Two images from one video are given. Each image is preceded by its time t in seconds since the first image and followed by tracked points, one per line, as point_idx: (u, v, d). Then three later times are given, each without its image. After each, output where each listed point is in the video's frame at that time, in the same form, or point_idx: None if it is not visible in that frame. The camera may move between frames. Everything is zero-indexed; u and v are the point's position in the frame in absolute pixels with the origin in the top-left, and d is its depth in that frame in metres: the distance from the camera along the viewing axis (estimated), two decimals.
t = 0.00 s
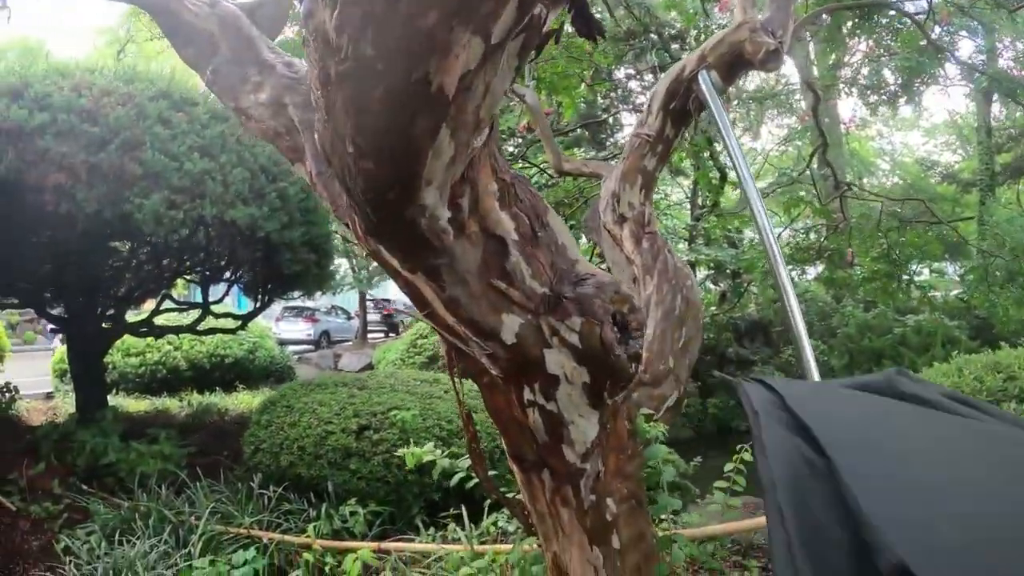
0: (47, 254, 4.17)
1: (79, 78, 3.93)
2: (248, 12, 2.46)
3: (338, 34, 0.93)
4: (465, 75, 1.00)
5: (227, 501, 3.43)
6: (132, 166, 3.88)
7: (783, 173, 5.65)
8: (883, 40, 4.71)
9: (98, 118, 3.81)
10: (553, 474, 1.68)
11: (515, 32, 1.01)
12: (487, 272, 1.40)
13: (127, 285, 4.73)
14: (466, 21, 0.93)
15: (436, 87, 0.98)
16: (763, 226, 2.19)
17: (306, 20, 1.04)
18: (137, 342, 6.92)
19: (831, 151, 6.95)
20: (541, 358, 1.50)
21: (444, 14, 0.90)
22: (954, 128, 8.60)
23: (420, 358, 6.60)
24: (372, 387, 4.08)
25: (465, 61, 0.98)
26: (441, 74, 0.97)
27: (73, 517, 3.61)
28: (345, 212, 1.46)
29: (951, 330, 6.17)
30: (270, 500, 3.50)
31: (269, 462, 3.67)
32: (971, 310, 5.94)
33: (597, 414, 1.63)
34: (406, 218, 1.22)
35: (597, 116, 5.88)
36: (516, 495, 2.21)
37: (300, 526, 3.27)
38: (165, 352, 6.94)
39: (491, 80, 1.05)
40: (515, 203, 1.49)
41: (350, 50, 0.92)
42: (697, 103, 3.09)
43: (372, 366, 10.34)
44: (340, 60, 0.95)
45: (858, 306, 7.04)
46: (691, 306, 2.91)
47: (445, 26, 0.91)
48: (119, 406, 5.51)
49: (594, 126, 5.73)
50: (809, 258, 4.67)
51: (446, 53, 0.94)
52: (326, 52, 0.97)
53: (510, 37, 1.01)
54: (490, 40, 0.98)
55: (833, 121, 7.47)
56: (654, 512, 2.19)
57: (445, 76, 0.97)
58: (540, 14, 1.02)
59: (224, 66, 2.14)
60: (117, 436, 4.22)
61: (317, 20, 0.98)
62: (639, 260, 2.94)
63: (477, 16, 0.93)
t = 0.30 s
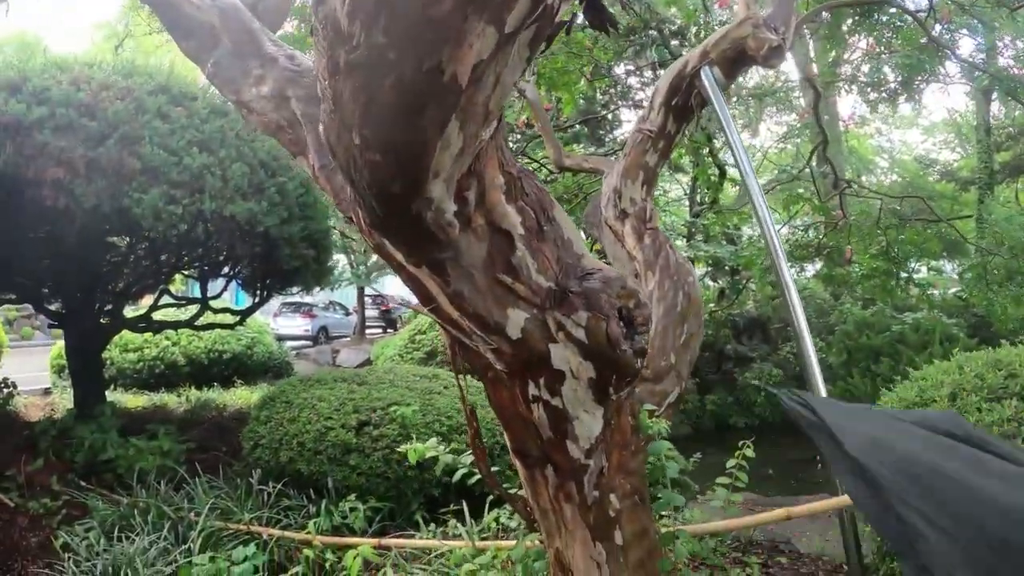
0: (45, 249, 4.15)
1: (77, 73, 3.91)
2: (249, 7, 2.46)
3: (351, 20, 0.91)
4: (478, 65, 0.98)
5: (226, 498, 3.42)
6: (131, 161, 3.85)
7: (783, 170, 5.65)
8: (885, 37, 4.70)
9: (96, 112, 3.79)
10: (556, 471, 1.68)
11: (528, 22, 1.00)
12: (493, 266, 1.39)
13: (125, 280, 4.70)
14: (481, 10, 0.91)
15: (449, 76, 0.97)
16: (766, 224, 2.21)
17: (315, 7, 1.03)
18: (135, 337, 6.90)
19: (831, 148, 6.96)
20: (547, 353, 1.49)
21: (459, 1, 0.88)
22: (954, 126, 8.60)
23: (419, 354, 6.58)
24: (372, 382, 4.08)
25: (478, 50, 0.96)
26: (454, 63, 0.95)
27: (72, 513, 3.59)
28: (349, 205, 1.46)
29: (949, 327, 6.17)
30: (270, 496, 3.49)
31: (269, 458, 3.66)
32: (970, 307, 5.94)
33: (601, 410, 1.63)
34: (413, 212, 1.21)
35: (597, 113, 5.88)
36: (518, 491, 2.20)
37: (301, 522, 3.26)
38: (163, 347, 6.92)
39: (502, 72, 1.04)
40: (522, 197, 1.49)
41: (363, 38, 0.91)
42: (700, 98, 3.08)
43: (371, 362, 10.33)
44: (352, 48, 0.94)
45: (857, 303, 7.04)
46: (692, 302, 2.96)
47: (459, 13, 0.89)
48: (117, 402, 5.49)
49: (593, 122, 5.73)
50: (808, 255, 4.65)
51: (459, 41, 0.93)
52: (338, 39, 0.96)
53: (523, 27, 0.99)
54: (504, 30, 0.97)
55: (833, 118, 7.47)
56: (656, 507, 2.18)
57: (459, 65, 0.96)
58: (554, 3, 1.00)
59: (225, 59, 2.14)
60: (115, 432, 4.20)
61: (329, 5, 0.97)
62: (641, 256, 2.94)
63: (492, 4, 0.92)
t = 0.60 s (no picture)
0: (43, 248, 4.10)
1: (76, 70, 3.86)
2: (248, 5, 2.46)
3: (362, 24, 0.90)
4: (491, 70, 0.98)
5: (227, 498, 3.42)
6: (130, 159, 3.74)
7: (784, 170, 5.63)
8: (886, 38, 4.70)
9: (95, 110, 3.70)
10: (560, 474, 1.68)
11: (542, 28, 0.99)
12: (500, 269, 1.41)
13: (124, 278, 4.67)
14: (496, 16, 0.90)
15: (461, 81, 0.96)
16: (767, 222, 2.16)
17: (324, 8, 1.02)
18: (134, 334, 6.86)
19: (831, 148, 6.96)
20: (553, 357, 1.49)
21: (474, 6, 0.87)
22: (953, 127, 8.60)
23: (418, 352, 6.56)
24: (371, 381, 4.08)
25: (491, 55, 0.95)
26: (467, 69, 0.95)
27: (71, 513, 3.58)
28: (354, 206, 1.46)
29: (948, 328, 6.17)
30: (270, 495, 3.48)
31: (268, 458, 3.59)
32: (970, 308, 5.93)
33: (607, 414, 1.63)
34: (420, 215, 1.22)
35: (597, 112, 5.86)
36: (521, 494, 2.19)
37: (302, 522, 3.26)
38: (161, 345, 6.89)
39: (512, 77, 1.04)
40: (528, 201, 1.52)
41: (375, 42, 0.91)
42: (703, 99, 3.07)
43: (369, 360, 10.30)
44: (363, 52, 0.93)
45: (855, 303, 7.04)
46: (694, 303, 2.96)
47: (472, 19, 0.88)
48: (116, 400, 5.46)
49: (593, 121, 5.72)
50: (808, 255, 4.54)
51: (472, 47, 0.92)
52: (347, 42, 0.95)
53: (537, 33, 0.98)
54: (518, 37, 0.96)
55: (833, 118, 7.47)
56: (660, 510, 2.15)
57: (472, 72, 0.96)
58: (568, 8, 0.99)
59: (226, 56, 2.13)
60: (114, 432, 4.17)
61: (337, 7, 0.95)
62: (643, 257, 2.96)
63: (508, 11, 0.90)
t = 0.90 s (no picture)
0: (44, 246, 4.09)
1: (77, 67, 3.85)
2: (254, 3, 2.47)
3: (383, 21, 0.90)
4: (509, 70, 0.98)
5: (228, 497, 3.41)
6: (131, 157, 3.74)
7: (785, 171, 5.64)
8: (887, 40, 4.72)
9: (97, 108, 3.69)
10: (567, 474, 1.68)
11: (560, 27, 0.99)
12: (509, 269, 1.41)
13: (124, 277, 4.66)
14: (516, 15, 0.91)
15: (480, 80, 0.96)
16: (771, 223, 2.14)
17: (340, 5, 1.02)
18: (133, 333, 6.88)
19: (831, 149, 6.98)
20: (561, 357, 1.49)
21: (496, 5, 0.87)
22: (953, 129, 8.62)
23: (418, 352, 6.55)
24: (372, 381, 4.08)
25: (511, 54, 0.95)
26: (486, 67, 0.95)
27: (72, 513, 3.57)
28: (363, 206, 1.46)
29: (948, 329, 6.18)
30: (272, 495, 3.48)
31: (269, 457, 3.59)
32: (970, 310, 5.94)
33: (614, 414, 1.63)
34: (430, 213, 1.23)
35: (598, 112, 5.87)
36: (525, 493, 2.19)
37: (304, 522, 3.25)
38: (161, 344, 6.88)
39: (527, 77, 1.05)
40: (537, 202, 1.52)
41: (396, 40, 0.91)
42: (706, 100, 3.06)
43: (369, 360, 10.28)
44: (382, 50, 0.93)
45: (855, 305, 7.05)
46: (698, 304, 2.94)
47: (494, 18, 0.88)
48: (116, 399, 5.44)
49: (594, 121, 5.73)
50: (808, 256, 4.56)
51: (492, 46, 0.92)
52: (365, 39, 0.95)
53: (555, 33, 0.98)
54: (537, 36, 0.97)
55: (834, 120, 7.49)
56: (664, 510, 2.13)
57: (491, 71, 0.96)
58: (586, 9, 0.99)
59: (232, 54, 2.13)
60: (114, 431, 4.16)
61: (357, 5, 0.96)
62: (646, 258, 2.93)
63: (527, 10, 0.91)
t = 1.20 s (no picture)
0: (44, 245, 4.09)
1: (78, 65, 3.85)
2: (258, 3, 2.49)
3: (397, 23, 0.91)
4: (520, 71, 0.99)
5: (228, 496, 3.41)
6: (132, 156, 3.73)
7: (785, 172, 5.65)
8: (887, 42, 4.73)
9: (98, 107, 3.69)
10: (569, 474, 1.69)
11: (571, 30, 1.00)
12: (514, 269, 1.42)
13: (124, 275, 4.66)
14: (528, 17, 0.91)
15: (491, 81, 0.97)
16: (772, 224, 2.13)
17: (351, 5, 1.03)
18: (133, 332, 6.89)
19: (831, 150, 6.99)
20: (566, 357, 1.50)
21: (508, 7, 0.88)
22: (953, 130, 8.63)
23: (418, 351, 6.56)
24: (373, 380, 4.09)
25: (522, 56, 0.96)
26: (497, 69, 0.96)
27: (72, 511, 3.56)
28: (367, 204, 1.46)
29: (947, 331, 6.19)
30: (272, 494, 3.48)
31: (270, 456, 3.60)
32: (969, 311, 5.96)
33: (617, 414, 1.64)
34: (436, 212, 1.24)
35: (599, 113, 5.88)
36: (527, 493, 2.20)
37: (304, 522, 3.25)
38: (161, 343, 6.88)
39: (537, 78, 1.06)
40: (542, 202, 1.53)
41: (408, 41, 0.92)
42: (707, 101, 3.06)
43: (368, 359, 10.29)
44: (394, 50, 0.94)
45: (854, 306, 7.06)
46: (699, 305, 2.95)
47: (506, 20, 0.89)
48: (116, 398, 5.44)
49: (594, 122, 5.73)
50: (808, 258, 4.58)
51: (504, 47, 0.93)
52: (377, 40, 0.96)
53: (565, 36, 0.99)
54: (548, 38, 0.98)
55: (834, 121, 7.50)
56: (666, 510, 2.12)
57: (502, 73, 0.97)
58: (596, 12, 1.00)
59: (235, 53, 2.14)
60: (114, 430, 4.15)
61: (368, 4, 0.96)
62: (647, 258, 2.94)
63: (539, 12, 0.91)
